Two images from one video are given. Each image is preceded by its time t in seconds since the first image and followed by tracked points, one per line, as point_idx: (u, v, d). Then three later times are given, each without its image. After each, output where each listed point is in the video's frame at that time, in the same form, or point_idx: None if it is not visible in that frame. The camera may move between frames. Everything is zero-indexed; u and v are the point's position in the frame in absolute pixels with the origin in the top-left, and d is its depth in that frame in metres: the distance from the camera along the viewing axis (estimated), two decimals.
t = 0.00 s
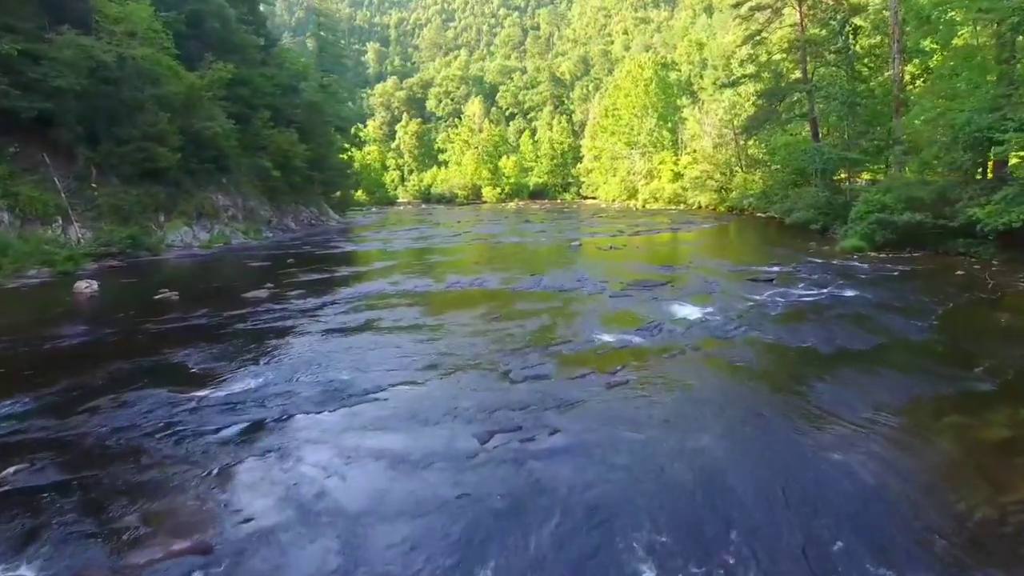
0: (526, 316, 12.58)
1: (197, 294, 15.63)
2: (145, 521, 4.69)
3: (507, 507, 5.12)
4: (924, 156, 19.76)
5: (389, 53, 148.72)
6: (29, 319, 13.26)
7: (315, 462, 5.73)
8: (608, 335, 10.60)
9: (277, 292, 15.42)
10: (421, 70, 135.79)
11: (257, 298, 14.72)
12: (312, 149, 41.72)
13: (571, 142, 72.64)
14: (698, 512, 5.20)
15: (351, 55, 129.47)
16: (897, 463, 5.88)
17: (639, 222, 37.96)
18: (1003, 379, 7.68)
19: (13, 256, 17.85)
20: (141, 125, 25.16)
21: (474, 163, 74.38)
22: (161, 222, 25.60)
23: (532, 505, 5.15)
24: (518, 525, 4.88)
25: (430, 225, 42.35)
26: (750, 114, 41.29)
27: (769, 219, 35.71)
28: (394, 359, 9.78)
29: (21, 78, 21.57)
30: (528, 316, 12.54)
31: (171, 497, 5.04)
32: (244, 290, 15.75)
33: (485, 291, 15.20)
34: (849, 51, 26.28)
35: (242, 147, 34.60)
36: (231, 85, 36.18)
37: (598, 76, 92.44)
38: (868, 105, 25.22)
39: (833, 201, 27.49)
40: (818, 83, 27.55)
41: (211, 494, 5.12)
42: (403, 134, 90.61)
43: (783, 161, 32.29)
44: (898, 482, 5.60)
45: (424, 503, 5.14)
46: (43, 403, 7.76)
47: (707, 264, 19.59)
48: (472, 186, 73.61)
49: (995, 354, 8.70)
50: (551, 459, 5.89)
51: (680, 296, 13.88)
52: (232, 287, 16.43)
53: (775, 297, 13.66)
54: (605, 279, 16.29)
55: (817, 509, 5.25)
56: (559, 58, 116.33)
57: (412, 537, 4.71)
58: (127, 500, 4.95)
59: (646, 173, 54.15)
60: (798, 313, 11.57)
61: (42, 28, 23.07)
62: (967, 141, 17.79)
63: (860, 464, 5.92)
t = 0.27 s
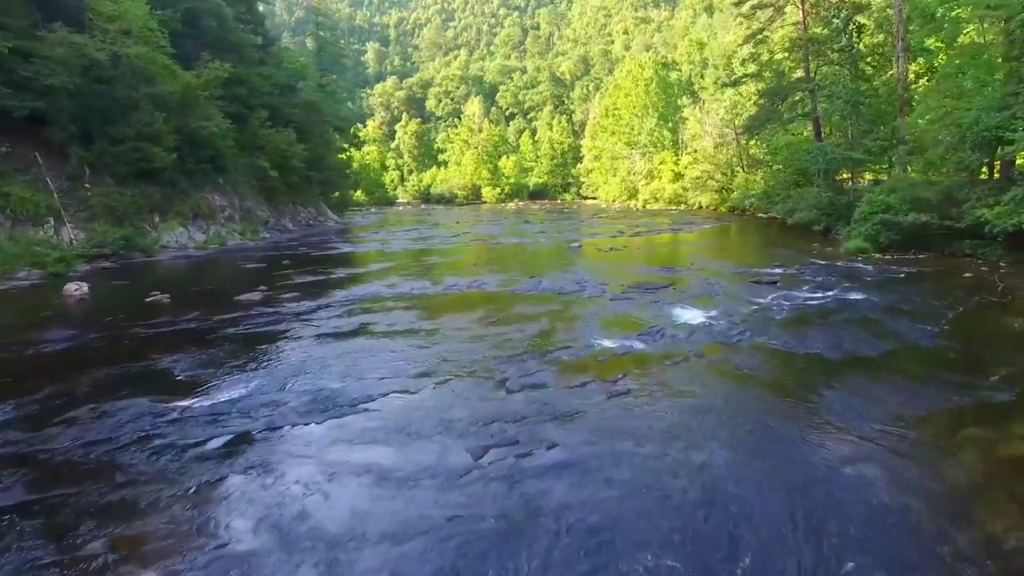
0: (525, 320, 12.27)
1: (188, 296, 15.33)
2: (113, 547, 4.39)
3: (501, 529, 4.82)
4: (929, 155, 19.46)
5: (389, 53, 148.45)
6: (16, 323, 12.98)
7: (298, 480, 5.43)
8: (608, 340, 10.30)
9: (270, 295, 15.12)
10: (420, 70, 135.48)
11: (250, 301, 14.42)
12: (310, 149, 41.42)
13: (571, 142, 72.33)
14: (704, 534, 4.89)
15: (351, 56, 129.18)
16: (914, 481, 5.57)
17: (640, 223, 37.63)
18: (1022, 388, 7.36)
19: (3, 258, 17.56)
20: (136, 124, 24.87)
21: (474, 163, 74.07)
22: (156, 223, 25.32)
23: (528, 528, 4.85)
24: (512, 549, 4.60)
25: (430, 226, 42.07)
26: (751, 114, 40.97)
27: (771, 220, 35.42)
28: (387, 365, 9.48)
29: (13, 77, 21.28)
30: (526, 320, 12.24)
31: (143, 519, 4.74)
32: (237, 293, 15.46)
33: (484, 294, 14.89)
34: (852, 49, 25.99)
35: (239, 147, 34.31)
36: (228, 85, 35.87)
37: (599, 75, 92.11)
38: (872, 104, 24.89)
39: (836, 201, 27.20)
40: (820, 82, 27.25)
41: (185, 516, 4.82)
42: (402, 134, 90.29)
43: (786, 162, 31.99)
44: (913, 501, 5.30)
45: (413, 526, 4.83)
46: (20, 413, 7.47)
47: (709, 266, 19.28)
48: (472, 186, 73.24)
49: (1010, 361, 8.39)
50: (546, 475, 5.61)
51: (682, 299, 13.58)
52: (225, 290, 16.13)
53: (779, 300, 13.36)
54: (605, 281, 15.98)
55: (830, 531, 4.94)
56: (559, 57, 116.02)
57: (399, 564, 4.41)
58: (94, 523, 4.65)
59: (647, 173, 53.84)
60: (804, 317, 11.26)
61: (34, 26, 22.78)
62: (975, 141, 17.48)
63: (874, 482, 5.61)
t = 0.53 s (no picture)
0: (524, 324, 11.96)
1: (180, 299, 15.02)
2: None
3: (494, 555, 4.51)
4: (935, 156, 19.17)
5: (389, 53, 148.13)
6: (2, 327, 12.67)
7: (279, 500, 5.12)
8: (610, 346, 10.00)
9: (264, 298, 14.81)
10: (420, 70, 135.13)
11: (243, 304, 14.12)
12: (308, 149, 41.09)
13: (571, 142, 72.04)
14: (711, 559, 4.58)
15: (351, 56, 128.87)
16: (933, 500, 5.26)
17: (641, 223, 37.32)
18: None
19: None
20: (130, 123, 24.54)
21: (474, 163, 73.75)
22: (150, 223, 25.02)
23: (522, 553, 4.53)
24: (505, 574, 4.31)
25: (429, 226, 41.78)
26: (753, 114, 40.65)
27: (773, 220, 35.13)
28: (381, 372, 9.16)
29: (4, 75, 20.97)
30: (525, 325, 11.92)
31: (110, 545, 4.42)
32: (229, 296, 15.14)
33: (481, 297, 14.57)
34: (855, 48, 25.69)
35: (235, 147, 33.99)
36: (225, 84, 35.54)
37: (599, 75, 91.77)
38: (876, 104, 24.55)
39: (839, 202, 26.90)
40: (823, 81, 26.95)
41: (155, 542, 4.50)
42: (402, 134, 89.96)
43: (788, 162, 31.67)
44: (934, 523, 4.99)
45: (400, 551, 4.52)
46: None
47: (712, 268, 18.98)
48: (472, 186, 72.99)
49: None
50: (542, 493, 5.30)
51: (684, 302, 13.26)
52: (218, 293, 15.81)
53: (784, 303, 13.05)
54: (606, 283, 15.68)
55: (845, 556, 4.63)
56: (558, 57, 115.73)
57: None
58: (58, 550, 4.34)
59: (647, 174, 53.52)
60: (811, 322, 10.95)
61: (26, 24, 22.46)
62: (983, 140, 17.13)
63: (891, 501, 5.30)
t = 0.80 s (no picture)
0: (522, 329, 11.64)
1: (172, 302, 14.70)
2: None
3: None
4: (941, 156, 18.85)
5: (389, 53, 147.78)
6: None
7: (255, 523, 4.80)
8: (611, 352, 9.68)
9: (256, 301, 14.48)
10: (420, 70, 134.78)
11: (235, 308, 13.80)
12: (306, 149, 40.77)
13: (571, 142, 71.72)
14: None
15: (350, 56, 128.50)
16: (957, 524, 4.92)
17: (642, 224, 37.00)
18: None
19: None
20: (124, 123, 24.21)
21: (473, 163, 73.41)
22: (145, 224, 24.71)
23: None
24: None
25: (428, 226, 41.47)
26: (754, 113, 40.34)
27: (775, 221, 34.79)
28: (374, 380, 8.83)
29: None
30: (523, 330, 11.60)
31: None
32: (222, 299, 14.83)
33: (479, 300, 14.24)
34: (859, 46, 25.37)
35: (232, 147, 33.67)
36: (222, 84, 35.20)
37: (599, 75, 91.44)
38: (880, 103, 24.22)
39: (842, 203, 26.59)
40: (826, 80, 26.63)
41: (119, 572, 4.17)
42: (401, 134, 89.64)
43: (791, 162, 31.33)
44: (958, 549, 4.66)
45: None
46: None
47: (714, 270, 18.65)
48: (471, 187, 72.83)
49: None
50: (536, 513, 4.99)
51: (686, 306, 12.94)
52: (211, 295, 15.50)
53: (788, 307, 12.74)
54: (606, 286, 15.34)
55: None
56: (558, 57, 115.39)
57: None
58: None
59: (647, 174, 53.20)
60: (818, 327, 10.64)
61: (18, 22, 22.12)
62: (990, 140, 16.79)
63: (911, 524, 4.96)
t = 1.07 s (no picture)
0: (521, 334, 11.32)
1: (162, 305, 14.37)
2: None
3: None
4: (948, 156, 18.58)
5: (389, 53, 147.47)
6: None
7: (228, 550, 4.50)
8: (612, 359, 9.36)
9: (249, 305, 14.18)
10: (420, 70, 134.44)
11: (226, 312, 13.47)
12: (304, 149, 40.47)
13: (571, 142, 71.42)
14: None
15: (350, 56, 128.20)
16: (984, 554, 4.60)
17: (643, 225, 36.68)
18: None
19: None
20: (118, 123, 23.87)
21: (473, 163, 73.11)
22: (139, 225, 24.42)
23: None
24: None
25: (427, 227, 41.18)
26: (756, 113, 40.04)
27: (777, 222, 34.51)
28: (366, 389, 8.51)
29: None
30: (522, 336, 11.27)
31: None
32: (213, 302, 14.52)
33: (477, 304, 13.92)
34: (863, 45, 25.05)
35: (229, 147, 33.36)
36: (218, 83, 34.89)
37: (599, 75, 91.11)
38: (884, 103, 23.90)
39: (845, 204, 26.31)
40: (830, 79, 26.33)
41: None
42: (401, 134, 89.34)
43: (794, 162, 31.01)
44: None
45: None
46: None
47: (716, 272, 18.32)
48: (471, 187, 72.57)
49: None
50: (530, 539, 4.68)
51: (689, 310, 12.61)
52: (203, 299, 15.16)
53: (794, 311, 12.42)
54: (607, 289, 15.05)
55: None
56: (559, 57, 115.08)
57: None
58: None
59: (648, 174, 52.90)
60: (825, 332, 10.33)
61: (10, 20, 21.78)
62: (1000, 140, 16.50)
63: (934, 552, 4.64)
